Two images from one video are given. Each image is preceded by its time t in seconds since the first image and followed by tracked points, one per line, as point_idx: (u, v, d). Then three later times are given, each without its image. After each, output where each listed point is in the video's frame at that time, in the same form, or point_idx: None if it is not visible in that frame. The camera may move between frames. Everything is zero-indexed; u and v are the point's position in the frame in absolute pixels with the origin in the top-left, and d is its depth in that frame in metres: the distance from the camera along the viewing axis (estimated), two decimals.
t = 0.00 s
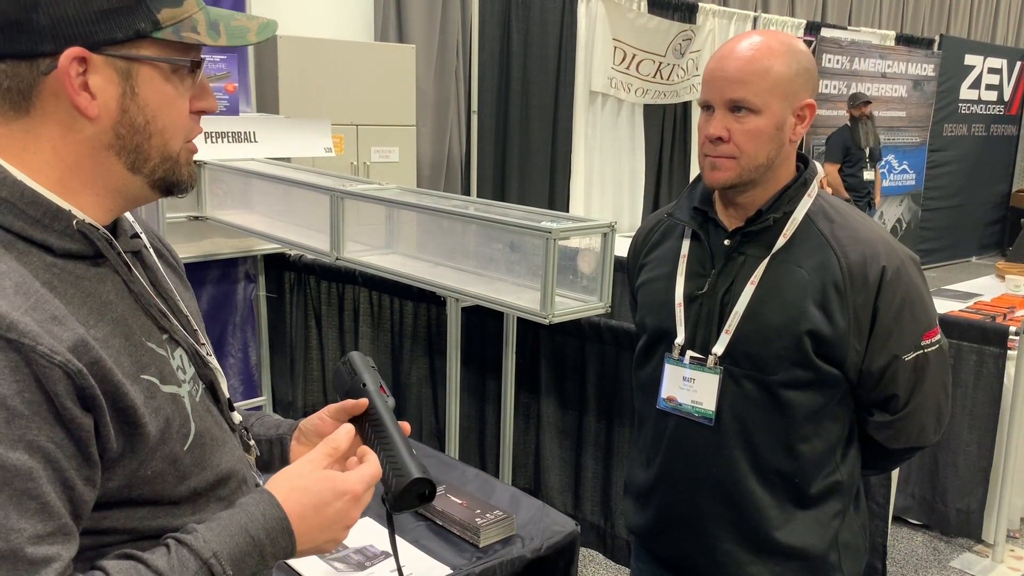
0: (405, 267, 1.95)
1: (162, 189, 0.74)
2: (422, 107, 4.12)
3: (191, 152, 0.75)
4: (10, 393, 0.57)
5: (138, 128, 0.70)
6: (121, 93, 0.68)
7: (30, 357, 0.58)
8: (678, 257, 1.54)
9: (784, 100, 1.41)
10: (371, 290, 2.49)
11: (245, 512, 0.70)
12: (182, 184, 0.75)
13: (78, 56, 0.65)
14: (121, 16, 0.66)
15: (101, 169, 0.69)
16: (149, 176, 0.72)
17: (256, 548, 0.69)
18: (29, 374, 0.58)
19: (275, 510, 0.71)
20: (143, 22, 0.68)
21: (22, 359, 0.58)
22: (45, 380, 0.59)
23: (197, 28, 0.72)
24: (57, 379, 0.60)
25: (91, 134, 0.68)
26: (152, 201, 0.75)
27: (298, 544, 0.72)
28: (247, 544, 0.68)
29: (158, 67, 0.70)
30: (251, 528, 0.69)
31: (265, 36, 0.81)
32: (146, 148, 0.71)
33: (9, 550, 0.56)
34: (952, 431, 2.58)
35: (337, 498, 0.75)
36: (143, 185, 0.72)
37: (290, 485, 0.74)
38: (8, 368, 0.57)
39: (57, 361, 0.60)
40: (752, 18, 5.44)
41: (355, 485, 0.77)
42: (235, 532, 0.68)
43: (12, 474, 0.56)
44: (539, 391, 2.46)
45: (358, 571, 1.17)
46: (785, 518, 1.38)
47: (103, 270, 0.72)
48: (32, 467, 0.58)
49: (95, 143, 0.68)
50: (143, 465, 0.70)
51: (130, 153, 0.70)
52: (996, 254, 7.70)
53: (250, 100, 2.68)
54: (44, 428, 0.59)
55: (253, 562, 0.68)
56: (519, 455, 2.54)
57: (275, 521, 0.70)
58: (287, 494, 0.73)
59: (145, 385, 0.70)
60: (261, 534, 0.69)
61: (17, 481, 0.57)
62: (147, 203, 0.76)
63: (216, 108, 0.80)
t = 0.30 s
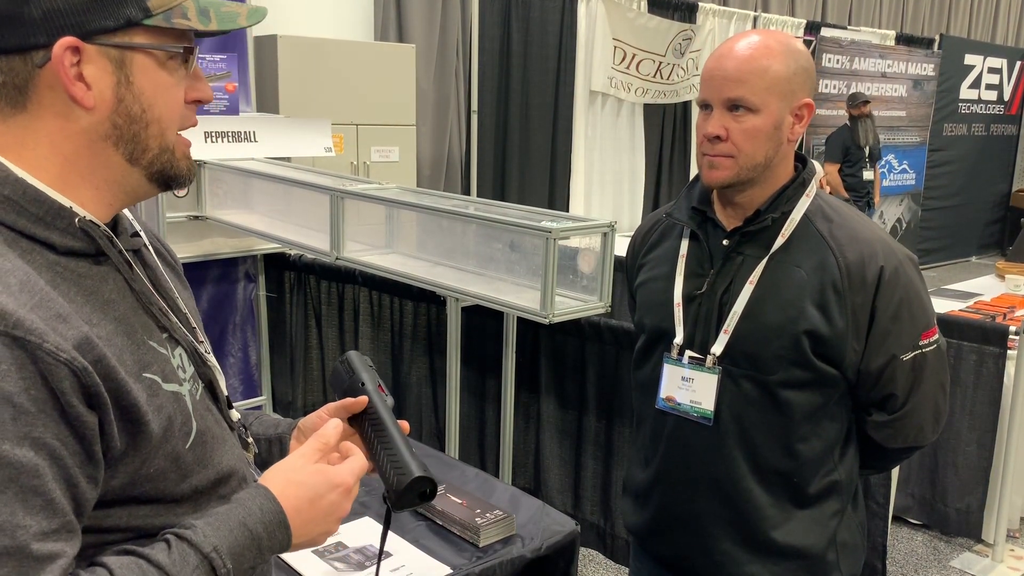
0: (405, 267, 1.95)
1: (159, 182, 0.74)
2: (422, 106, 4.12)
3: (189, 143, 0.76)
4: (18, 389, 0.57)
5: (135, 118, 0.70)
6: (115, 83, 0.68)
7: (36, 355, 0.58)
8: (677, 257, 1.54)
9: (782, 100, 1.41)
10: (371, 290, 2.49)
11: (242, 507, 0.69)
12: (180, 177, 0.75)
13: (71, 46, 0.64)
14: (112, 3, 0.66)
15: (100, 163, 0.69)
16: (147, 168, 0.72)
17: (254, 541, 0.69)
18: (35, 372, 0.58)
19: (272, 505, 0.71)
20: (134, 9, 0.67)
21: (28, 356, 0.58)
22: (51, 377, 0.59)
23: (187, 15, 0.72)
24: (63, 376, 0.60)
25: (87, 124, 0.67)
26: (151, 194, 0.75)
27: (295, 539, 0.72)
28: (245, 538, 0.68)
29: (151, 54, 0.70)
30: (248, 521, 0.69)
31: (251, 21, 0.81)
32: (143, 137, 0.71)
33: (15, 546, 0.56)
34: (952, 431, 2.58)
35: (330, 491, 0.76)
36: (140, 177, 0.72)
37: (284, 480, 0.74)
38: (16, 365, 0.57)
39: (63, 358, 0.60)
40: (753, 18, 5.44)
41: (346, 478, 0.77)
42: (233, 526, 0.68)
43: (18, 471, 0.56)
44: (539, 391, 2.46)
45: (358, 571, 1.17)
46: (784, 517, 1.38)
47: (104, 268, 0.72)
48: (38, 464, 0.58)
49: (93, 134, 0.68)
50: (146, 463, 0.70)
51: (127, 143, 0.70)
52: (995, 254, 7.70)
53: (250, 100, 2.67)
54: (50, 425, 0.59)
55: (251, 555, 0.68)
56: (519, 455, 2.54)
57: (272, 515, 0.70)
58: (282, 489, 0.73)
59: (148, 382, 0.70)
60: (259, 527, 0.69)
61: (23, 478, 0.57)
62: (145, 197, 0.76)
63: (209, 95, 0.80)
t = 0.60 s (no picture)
0: (405, 266, 1.95)
1: (152, 180, 0.74)
2: (422, 107, 4.12)
3: (180, 142, 0.75)
4: (23, 383, 0.57)
5: (124, 113, 0.69)
6: (104, 79, 0.67)
7: (40, 347, 0.58)
8: (676, 257, 1.54)
9: (781, 99, 1.41)
10: (371, 289, 2.49)
11: (246, 501, 0.69)
12: (173, 176, 0.75)
13: (59, 43, 0.64)
14: None
15: (92, 161, 0.69)
16: (138, 167, 0.71)
17: (259, 535, 0.68)
18: (40, 366, 0.58)
19: (275, 498, 0.71)
20: (120, 4, 0.67)
21: (31, 349, 0.58)
22: (55, 370, 0.59)
23: (175, 9, 0.71)
24: (67, 370, 0.60)
25: (77, 120, 0.67)
26: (145, 193, 0.75)
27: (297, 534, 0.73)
28: (249, 530, 0.68)
29: (140, 49, 0.69)
30: (253, 515, 0.68)
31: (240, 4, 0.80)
32: (133, 134, 0.70)
33: (25, 538, 0.56)
34: (952, 431, 2.58)
35: (332, 484, 0.76)
36: (132, 176, 0.72)
37: (285, 474, 0.74)
38: (21, 358, 0.57)
39: (67, 351, 0.60)
40: (753, 18, 5.44)
41: (347, 473, 0.78)
42: (237, 521, 0.67)
43: (26, 463, 0.56)
44: (539, 391, 2.46)
45: (358, 571, 1.17)
46: (782, 517, 1.38)
47: (101, 266, 0.72)
48: (44, 458, 0.57)
49: (84, 130, 0.67)
50: (150, 458, 0.70)
51: (118, 140, 0.69)
52: (996, 254, 7.70)
53: (250, 100, 2.67)
54: (56, 419, 0.59)
55: (256, 550, 0.68)
56: (519, 454, 2.54)
57: (275, 507, 0.70)
58: (286, 482, 0.73)
59: (150, 378, 0.70)
60: (263, 519, 0.69)
61: (30, 471, 0.56)
62: (140, 197, 0.75)
63: (202, 94, 0.79)
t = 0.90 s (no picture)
0: (404, 267, 1.95)
1: (152, 177, 0.73)
2: (422, 107, 4.13)
3: (178, 141, 0.75)
4: (23, 387, 0.57)
5: (121, 111, 0.69)
6: (100, 75, 0.67)
7: (41, 352, 0.59)
8: (676, 258, 1.54)
9: (781, 98, 1.41)
10: (371, 289, 2.49)
11: (248, 500, 0.69)
12: (172, 174, 0.75)
13: (54, 39, 0.64)
14: None
15: (89, 160, 0.69)
16: (137, 164, 0.71)
17: (262, 535, 0.69)
18: (40, 370, 0.59)
19: (278, 497, 0.71)
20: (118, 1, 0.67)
21: (31, 352, 0.58)
22: (57, 375, 0.59)
23: (172, 6, 0.71)
24: (67, 373, 0.60)
25: (73, 117, 0.67)
26: (145, 191, 0.75)
27: (300, 532, 0.73)
28: (252, 529, 0.68)
29: (136, 45, 0.69)
30: (255, 514, 0.69)
31: None
32: (130, 132, 0.70)
33: (28, 543, 0.56)
34: (952, 431, 2.58)
35: (335, 480, 0.76)
36: (132, 174, 0.72)
37: (287, 471, 0.74)
38: (21, 364, 0.58)
39: (68, 356, 0.60)
40: (752, 18, 5.44)
41: (350, 469, 0.78)
42: (241, 521, 0.68)
43: (28, 469, 0.56)
44: (539, 391, 2.46)
45: (358, 571, 1.18)
46: (781, 517, 1.38)
47: (103, 267, 0.72)
48: (45, 462, 0.58)
49: (82, 128, 0.67)
50: (153, 461, 0.71)
51: (115, 138, 0.69)
52: (996, 254, 7.70)
53: (250, 100, 2.68)
54: (58, 423, 0.59)
55: (260, 550, 0.69)
56: (519, 454, 2.54)
57: (277, 507, 0.71)
58: (289, 481, 0.73)
59: (152, 380, 0.70)
60: (265, 518, 0.69)
61: (32, 476, 0.57)
62: (140, 195, 0.75)
63: (202, 92, 0.79)
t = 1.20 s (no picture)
0: (404, 267, 1.95)
1: (150, 176, 0.73)
2: (422, 107, 4.13)
3: (177, 140, 0.74)
4: (40, 369, 0.57)
5: (114, 112, 0.69)
6: (91, 77, 0.67)
7: (52, 335, 0.58)
8: (676, 259, 1.54)
9: (781, 98, 1.41)
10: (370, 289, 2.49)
11: (272, 445, 0.66)
12: (171, 171, 0.75)
13: (42, 42, 0.64)
14: None
15: (86, 160, 0.69)
16: (134, 164, 0.71)
17: (292, 473, 0.66)
18: (54, 353, 0.58)
19: (302, 437, 0.68)
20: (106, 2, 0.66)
21: (43, 337, 0.58)
22: (68, 356, 0.59)
23: (163, 5, 0.70)
24: (78, 354, 0.60)
25: (67, 119, 0.67)
26: (144, 189, 0.74)
27: (337, 470, 0.70)
28: (279, 468, 0.65)
29: (129, 46, 0.68)
30: (280, 456, 0.66)
31: None
32: (125, 132, 0.70)
33: (60, 519, 0.55)
34: (952, 431, 2.58)
35: (363, 412, 0.73)
36: (129, 174, 0.71)
37: (310, 411, 0.71)
38: (34, 347, 0.57)
39: (79, 338, 0.60)
40: (752, 18, 5.44)
41: (375, 398, 0.74)
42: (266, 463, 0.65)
43: (53, 447, 0.55)
44: (539, 391, 2.46)
45: (358, 571, 1.18)
46: (781, 517, 1.38)
47: (106, 263, 0.72)
48: (68, 440, 0.57)
49: (76, 129, 0.67)
50: (165, 453, 0.71)
51: (110, 139, 0.69)
52: (996, 254, 7.70)
53: (249, 100, 2.68)
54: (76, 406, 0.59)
55: (293, 493, 0.66)
56: (519, 454, 2.54)
57: (304, 446, 0.67)
58: (315, 423, 0.69)
59: (157, 373, 0.70)
60: (292, 458, 0.66)
61: (58, 453, 0.56)
62: (139, 194, 0.75)
63: (201, 90, 0.78)
